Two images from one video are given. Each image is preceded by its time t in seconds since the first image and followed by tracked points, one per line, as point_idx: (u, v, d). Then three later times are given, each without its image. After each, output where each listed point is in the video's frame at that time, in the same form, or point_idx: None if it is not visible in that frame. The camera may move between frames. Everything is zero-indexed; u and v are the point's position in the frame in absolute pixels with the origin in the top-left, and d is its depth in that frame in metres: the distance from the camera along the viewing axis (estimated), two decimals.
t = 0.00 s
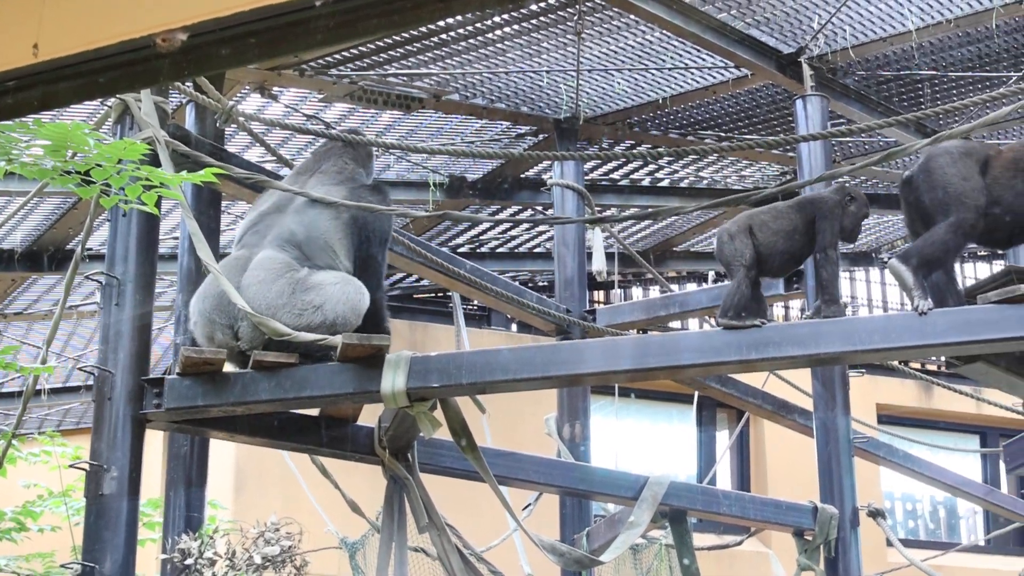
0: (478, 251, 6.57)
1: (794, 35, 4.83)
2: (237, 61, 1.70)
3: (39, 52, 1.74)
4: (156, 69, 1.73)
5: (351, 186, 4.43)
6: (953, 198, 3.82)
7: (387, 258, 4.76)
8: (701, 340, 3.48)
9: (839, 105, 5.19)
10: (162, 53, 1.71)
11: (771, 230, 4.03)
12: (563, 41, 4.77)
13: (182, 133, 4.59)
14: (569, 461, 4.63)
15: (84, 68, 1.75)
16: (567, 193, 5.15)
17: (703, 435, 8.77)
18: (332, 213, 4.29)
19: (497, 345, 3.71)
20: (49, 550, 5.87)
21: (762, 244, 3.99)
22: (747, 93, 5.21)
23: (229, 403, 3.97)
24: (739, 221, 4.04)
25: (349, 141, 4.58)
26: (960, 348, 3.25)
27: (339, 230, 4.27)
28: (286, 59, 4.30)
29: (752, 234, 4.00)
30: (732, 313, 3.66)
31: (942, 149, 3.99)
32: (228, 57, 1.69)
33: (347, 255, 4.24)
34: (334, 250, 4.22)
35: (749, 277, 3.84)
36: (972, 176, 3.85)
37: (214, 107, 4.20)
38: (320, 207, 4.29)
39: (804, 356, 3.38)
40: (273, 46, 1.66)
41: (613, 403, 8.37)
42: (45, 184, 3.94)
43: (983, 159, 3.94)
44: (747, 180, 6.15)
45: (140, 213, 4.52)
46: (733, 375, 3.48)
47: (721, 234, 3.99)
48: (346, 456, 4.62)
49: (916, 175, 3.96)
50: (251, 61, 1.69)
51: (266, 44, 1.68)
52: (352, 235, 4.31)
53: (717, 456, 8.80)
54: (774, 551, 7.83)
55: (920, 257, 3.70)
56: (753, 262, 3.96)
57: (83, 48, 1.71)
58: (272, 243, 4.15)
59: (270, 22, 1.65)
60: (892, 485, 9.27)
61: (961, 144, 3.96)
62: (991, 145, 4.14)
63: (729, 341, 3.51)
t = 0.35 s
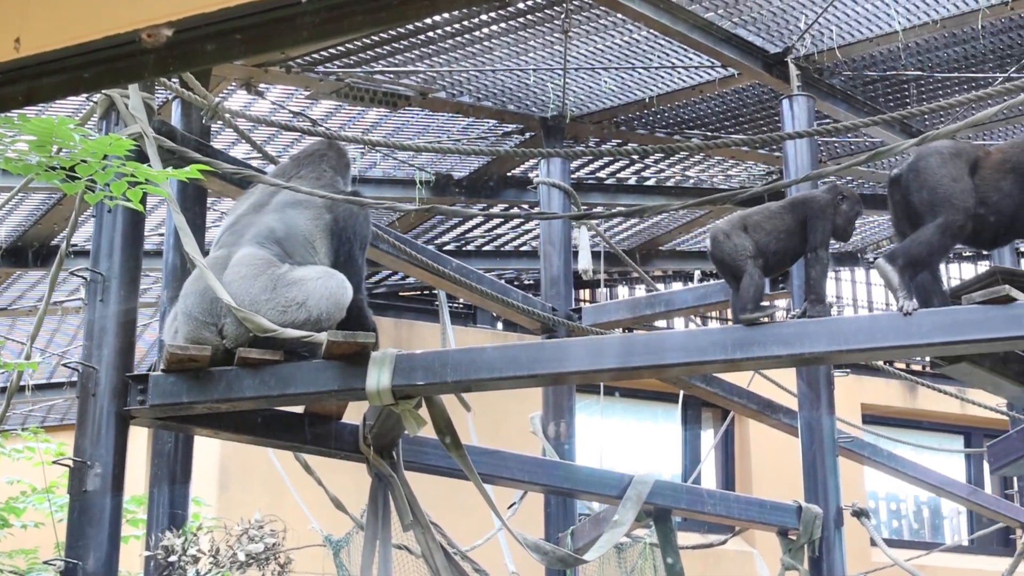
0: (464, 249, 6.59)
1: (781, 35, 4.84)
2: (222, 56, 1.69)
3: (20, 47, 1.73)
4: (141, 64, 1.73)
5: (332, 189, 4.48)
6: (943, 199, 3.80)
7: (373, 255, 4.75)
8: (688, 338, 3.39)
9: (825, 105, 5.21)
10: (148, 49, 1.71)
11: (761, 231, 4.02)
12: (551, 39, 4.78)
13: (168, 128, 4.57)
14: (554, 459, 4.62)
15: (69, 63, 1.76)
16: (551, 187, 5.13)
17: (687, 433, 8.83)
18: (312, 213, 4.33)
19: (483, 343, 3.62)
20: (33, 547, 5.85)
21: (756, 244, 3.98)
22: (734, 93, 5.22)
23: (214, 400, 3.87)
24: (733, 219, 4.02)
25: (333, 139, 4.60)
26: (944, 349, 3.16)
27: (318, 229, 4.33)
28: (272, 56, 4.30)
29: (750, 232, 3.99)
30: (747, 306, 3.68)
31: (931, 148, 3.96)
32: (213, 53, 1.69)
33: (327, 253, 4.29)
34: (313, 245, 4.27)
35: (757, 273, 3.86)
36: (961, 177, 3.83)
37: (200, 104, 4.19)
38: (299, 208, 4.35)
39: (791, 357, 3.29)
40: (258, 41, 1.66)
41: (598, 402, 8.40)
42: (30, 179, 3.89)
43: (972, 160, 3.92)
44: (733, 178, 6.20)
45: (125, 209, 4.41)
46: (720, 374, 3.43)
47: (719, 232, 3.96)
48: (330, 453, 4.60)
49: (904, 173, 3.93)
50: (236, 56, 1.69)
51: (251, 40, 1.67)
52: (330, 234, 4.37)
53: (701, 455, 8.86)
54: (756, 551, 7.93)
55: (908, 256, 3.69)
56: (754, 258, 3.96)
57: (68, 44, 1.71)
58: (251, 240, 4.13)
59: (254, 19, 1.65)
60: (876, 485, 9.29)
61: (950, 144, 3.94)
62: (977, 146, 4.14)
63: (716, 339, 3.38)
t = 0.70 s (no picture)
0: (451, 247, 6.61)
1: (769, 35, 4.86)
2: (211, 52, 1.62)
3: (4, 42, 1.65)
4: (128, 61, 1.65)
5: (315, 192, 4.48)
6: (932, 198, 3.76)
7: (358, 252, 4.72)
8: (675, 337, 3.35)
9: (812, 104, 5.22)
10: (134, 44, 1.63)
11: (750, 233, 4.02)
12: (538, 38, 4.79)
13: (155, 125, 4.56)
14: (539, 458, 4.62)
15: (54, 58, 1.68)
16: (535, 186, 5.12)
17: (674, 432, 8.86)
18: (289, 212, 4.35)
19: (469, 341, 3.60)
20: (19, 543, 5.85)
21: (744, 245, 3.98)
22: (721, 93, 5.23)
23: (201, 397, 3.83)
24: (721, 219, 4.00)
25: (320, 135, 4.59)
26: (930, 348, 3.14)
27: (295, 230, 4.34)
28: (260, 52, 4.30)
29: (737, 233, 3.98)
30: (751, 304, 3.69)
31: (918, 148, 3.95)
32: (202, 48, 1.61)
33: (305, 251, 4.31)
34: (291, 243, 4.27)
35: (744, 273, 3.85)
36: (950, 177, 3.80)
37: (187, 100, 4.18)
38: (273, 208, 4.35)
39: (776, 356, 3.25)
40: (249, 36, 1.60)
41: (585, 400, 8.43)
42: (16, 175, 3.85)
43: (960, 161, 3.91)
44: (720, 178, 6.24)
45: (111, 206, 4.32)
46: (707, 374, 3.40)
47: (708, 232, 3.92)
48: (316, 451, 4.58)
49: (892, 172, 3.89)
50: (225, 51, 1.62)
51: (243, 34, 1.61)
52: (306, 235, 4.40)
53: (687, 454, 8.90)
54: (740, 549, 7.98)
55: (894, 258, 3.65)
56: (742, 259, 3.95)
57: (55, 39, 1.62)
58: (229, 239, 4.10)
59: (243, 13, 1.60)
60: (862, 484, 9.31)
61: (938, 144, 3.93)
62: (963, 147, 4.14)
63: (702, 338, 3.34)
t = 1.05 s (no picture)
0: (437, 244, 6.62)
1: (756, 35, 4.87)
2: (196, 50, 1.62)
3: None
4: (113, 57, 1.65)
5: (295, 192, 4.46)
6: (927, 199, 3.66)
7: (343, 250, 4.69)
8: (659, 336, 3.32)
9: (797, 104, 5.23)
10: (120, 40, 1.63)
11: (735, 234, 4.00)
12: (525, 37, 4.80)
13: (140, 121, 4.55)
14: (524, 457, 4.60)
15: (39, 54, 1.68)
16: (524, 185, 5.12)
17: (658, 431, 8.88)
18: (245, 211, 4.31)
19: (453, 339, 3.58)
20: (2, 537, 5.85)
21: (729, 246, 3.96)
22: (708, 92, 5.25)
23: (185, 394, 3.76)
24: (706, 219, 3.97)
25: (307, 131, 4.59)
26: (915, 348, 3.09)
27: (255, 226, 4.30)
28: (246, 49, 4.28)
29: (721, 234, 3.95)
30: (737, 304, 3.71)
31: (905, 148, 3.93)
32: (187, 46, 1.61)
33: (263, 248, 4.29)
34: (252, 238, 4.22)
35: (726, 273, 3.84)
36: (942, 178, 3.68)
37: (173, 97, 4.15)
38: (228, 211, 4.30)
39: (761, 356, 3.22)
40: (232, 35, 1.60)
41: (571, 399, 8.44)
42: None
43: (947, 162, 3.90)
44: (705, 178, 6.26)
45: (96, 201, 4.20)
46: (691, 374, 3.37)
47: (693, 231, 3.91)
48: (299, 448, 4.53)
49: (881, 172, 3.77)
50: (210, 49, 1.62)
51: (226, 32, 1.61)
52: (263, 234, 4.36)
53: (672, 454, 8.94)
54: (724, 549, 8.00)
55: (888, 251, 3.59)
56: (726, 260, 3.93)
57: (41, 34, 1.62)
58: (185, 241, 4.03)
59: (228, 12, 1.60)
60: (846, 484, 9.33)
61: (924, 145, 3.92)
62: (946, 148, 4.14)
63: (687, 337, 3.31)
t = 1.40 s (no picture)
0: (425, 243, 6.64)
1: (744, 35, 4.88)
2: (184, 47, 1.59)
3: None
4: (101, 53, 1.63)
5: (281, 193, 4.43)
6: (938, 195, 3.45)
7: (331, 248, 4.63)
8: (646, 335, 3.31)
9: (785, 104, 5.25)
10: (108, 37, 1.61)
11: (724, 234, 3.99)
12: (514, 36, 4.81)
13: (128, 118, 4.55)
14: (511, 456, 4.59)
15: (28, 50, 1.65)
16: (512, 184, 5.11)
17: (646, 429, 8.92)
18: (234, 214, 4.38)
19: (441, 338, 3.56)
20: None
21: (718, 245, 3.94)
22: (697, 92, 5.26)
23: (172, 391, 3.75)
24: (695, 218, 3.95)
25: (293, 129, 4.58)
26: (902, 349, 3.05)
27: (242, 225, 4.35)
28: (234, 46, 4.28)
29: (711, 234, 3.93)
30: (725, 304, 3.70)
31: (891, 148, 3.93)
32: (174, 42, 1.58)
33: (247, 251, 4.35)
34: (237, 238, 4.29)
35: (715, 273, 3.83)
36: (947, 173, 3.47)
37: (161, 94, 4.14)
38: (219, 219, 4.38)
39: (749, 356, 3.20)
40: (218, 31, 1.58)
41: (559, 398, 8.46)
42: None
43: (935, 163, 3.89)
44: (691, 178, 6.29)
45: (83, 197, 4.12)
46: (678, 373, 3.36)
47: (681, 231, 3.89)
48: (287, 446, 4.50)
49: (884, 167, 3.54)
50: (197, 46, 1.59)
51: (214, 30, 1.59)
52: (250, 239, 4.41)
53: (660, 453, 8.97)
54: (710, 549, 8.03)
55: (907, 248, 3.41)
56: (715, 259, 3.91)
57: (31, 30, 1.60)
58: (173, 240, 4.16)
59: (217, 9, 1.58)
60: (833, 484, 9.35)
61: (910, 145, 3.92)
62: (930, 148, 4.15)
63: (674, 337, 3.30)
